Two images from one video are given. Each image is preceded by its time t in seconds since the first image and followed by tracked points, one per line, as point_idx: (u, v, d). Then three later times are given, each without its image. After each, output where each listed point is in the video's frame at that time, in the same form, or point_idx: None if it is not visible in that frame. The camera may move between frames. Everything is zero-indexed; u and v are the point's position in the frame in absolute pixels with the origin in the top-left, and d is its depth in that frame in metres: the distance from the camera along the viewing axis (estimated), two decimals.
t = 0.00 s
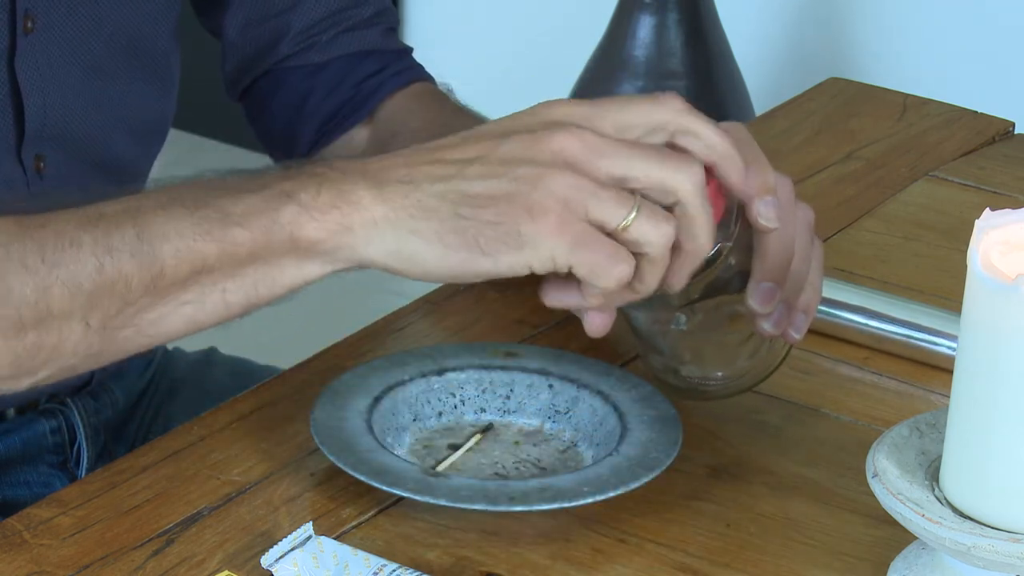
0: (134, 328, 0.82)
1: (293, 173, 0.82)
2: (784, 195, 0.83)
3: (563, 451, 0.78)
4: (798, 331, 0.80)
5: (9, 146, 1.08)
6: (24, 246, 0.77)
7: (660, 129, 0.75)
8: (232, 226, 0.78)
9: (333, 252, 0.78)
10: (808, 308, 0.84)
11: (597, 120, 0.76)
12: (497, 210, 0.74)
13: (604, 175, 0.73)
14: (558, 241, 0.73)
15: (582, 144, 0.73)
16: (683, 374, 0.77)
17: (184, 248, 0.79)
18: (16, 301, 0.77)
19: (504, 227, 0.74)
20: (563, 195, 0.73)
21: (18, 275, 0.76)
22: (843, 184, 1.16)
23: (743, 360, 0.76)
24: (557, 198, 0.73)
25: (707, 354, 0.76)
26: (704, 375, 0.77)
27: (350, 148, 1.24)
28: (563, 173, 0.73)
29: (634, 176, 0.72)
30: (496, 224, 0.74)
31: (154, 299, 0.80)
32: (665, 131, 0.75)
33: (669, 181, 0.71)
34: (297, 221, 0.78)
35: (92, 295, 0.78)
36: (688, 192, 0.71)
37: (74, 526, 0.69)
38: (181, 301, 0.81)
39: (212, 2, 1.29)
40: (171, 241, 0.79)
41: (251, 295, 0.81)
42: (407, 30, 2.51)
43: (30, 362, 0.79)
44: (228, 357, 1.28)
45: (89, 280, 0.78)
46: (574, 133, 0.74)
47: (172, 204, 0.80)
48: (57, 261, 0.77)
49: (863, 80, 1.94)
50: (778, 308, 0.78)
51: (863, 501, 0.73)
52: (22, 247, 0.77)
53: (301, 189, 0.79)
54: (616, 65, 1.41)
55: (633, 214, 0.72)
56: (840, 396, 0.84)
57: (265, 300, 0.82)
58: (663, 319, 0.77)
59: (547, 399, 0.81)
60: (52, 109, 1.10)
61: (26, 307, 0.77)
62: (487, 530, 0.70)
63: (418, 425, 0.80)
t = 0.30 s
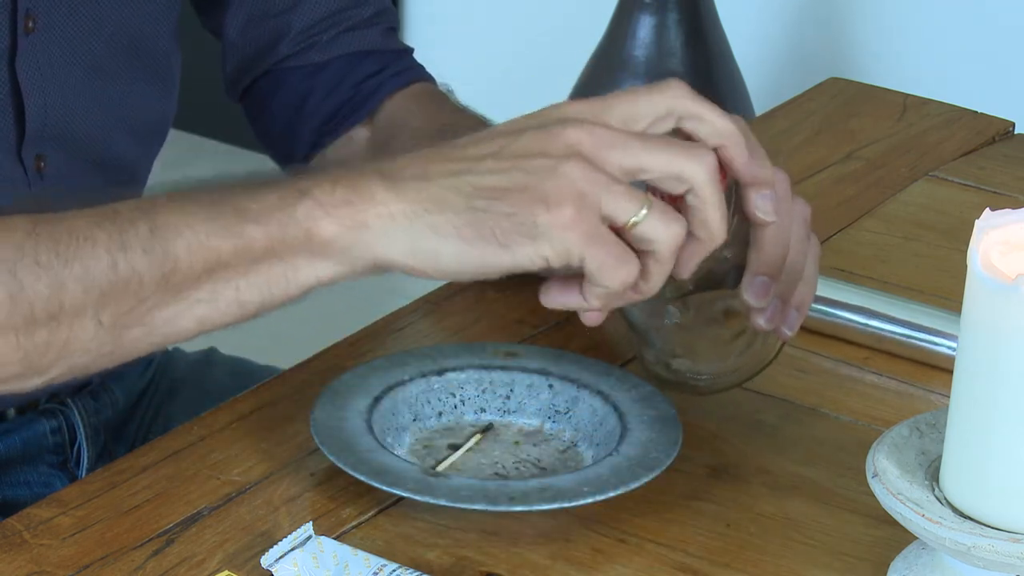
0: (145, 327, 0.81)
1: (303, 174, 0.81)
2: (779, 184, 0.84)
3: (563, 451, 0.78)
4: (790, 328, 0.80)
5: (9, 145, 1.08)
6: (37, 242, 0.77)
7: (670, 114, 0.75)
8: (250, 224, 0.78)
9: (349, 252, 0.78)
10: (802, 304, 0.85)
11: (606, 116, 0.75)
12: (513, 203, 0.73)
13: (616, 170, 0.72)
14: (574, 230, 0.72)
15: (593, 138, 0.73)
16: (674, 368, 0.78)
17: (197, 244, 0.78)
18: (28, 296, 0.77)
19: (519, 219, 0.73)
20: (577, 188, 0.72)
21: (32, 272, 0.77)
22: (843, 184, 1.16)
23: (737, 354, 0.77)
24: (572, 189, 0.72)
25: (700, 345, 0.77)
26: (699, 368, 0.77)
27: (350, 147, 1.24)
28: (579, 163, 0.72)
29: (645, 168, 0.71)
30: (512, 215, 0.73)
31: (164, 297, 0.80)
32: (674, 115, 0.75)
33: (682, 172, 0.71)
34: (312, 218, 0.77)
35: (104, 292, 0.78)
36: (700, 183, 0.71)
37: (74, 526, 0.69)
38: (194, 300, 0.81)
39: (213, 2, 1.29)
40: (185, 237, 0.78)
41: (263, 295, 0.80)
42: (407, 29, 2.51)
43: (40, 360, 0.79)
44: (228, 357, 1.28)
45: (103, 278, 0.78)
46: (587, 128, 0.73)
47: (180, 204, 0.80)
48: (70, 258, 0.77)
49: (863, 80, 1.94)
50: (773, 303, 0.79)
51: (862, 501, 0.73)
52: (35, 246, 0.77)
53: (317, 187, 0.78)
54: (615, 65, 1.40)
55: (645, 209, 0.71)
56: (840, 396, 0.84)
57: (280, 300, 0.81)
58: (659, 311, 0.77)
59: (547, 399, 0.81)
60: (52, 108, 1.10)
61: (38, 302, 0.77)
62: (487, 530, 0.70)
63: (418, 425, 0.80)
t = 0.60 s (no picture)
0: (182, 347, 0.82)
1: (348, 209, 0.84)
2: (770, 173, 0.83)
3: (563, 451, 0.78)
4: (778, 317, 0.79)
5: (10, 144, 1.07)
6: (81, 257, 0.79)
7: (678, 105, 0.78)
8: (291, 252, 0.80)
9: (388, 284, 0.80)
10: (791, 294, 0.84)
11: (617, 104, 0.78)
12: (523, 203, 0.77)
13: (622, 161, 0.75)
14: (577, 223, 0.75)
15: (603, 129, 0.76)
16: (662, 355, 0.77)
17: (241, 269, 0.80)
18: (69, 310, 0.78)
19: (530, 217, 0.76)
20: (585, 176, 0.75)
21: (73, 285, 0.78)
22: (843, 184, 1.16)
23: (725, 341, 0.76)
24: (580, 179, 0.75)
25: (689, 335, 0.75)
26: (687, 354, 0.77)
27: (350, 146, 1.24)
28: (588, 155, 0.75)
29: (649, 165, 0.75)
30: (523, 217, 0.77)
31: (203, 319, 0.81)
32: (682, 107, 0.78)
33: (684, 174, 0.74)
34: (351, 251, 0.80)
35: (145, 310, 0.79)
36: (700, 188, 0.75)
37: (74, 526, 0.69)
38: (230, 324, 0.82)
39: None
40: (228, 261, 0.80)
41: (300, 322, 0.82)
42: (408, 24, 2.51)
43: (73, 375, 0.80)
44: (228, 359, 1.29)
45: (144, 295, 0.79)
46: (597, 120, 0.76)
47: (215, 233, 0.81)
48: (112, 274, 0.79)
49: (863, 80, 1.94)
50: (764, 292, 0.78)
51: (862, 501, 0.73)
52: (79, 260, 0.79)
53: (358, 223, 0.81)
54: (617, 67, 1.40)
55: (646, 206, 0.75)
56: (840, 396, 0.84)
57: (315, 327, 0.82)
58: (649, 295, 0.76)
59: (547, 399, 0.81)
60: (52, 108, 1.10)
61: (77, 315, 0.78)
62: (487, 530, 0.70)
63: (418, 425, 0.80)
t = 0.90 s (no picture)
0: (178, 347, 0.82)
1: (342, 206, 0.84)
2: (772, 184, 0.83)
3: (563, 451, 0.78)
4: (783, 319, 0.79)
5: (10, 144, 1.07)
6: (76, 258, 0.79)
7: (681, 118, 0.77)
8: (287, 250, 0.80)
9: (380, 284, 0.80)
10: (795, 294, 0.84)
11: (621, 114, 0.76)
12: (514, 213, 0.76)
13: (618, 175, 0.74)
14: (568, 235, 0.75)
15: (600, 141, 0.74)
16: (665, 359, 0.78)
17: (235, 268, 0.80)
18: (64, 311, 0.78)
19: (521, 228, 0.76)
20: (577, 190, 0.74)
21: (69, 285, 0.78)
22: (843, 184, 1.16)
23: (726, 346, 0.77)
24: (572, 192, 0.74)
25: (692, 340, 0.77)
26: (690, 359, 0.78)
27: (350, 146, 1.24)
28: (583, 168, 0.74)
29: (645, 180, 0.74)
30: (514, 227, 0.76)
31: (199, 318, 0.81)
32: (684, 120, 0.77)
33: (680, 191, 0.73)
34: (345, 250, 0.80)
35: (140, 310, 0.79)
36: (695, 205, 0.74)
37: (74, 526, 0.69)
38: (224, 324, 0.82)
39: None
40: (223, 261, 0.80)
41: (294, 320, 0.82)
42: (408, 22, 2.52)
43: (70, 374, 0.80)
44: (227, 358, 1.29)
45: (139, 295, 0.79)
46: (596, 130, 0.75)
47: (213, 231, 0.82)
48: (108, 275, 0.79)
49: (863, 79, 1.94)
50: (767, 297, 0.78)
51: (862, 501, 0.73)
52: (74, 260, 0.79)
53: (351, 221, 0.81)
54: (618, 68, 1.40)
55: (640, 222, 0.74)
56: (840, 396, 0.84)
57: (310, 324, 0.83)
58: (652, 301, 0.77)
59: (547, 399, 0.81)
60: (52, 107, 1.10)
61: (73, 316, 0.78)
62: (487, 530, 0.70)
63: (418, 425, 0.80)
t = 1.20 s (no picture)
0: (168, 336, 0.85)
1: (326, 182, 0.85)
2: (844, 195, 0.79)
3: (563, 452, 0.78)
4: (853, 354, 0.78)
5: (10, 145, 1.07)
6: (62, 254, 0.82)
7: (684, 108, 0.77)
8: (266, 233, 0.82)
9: (358, 260, 0.81)
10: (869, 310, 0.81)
11: (616, 101, 0.77)
12: (492, 196, 0.77)
13: (608, 151, 0.75)
14: (548, 219, 0.76)
15: (584, 122, 0.76)
16: (714, 395, 0.78)
17: (217, 254, 0.82)
18: (53, 308, 0.81)
19: (497, 211, 0.77)
20: (558, 173, 0.76)
21: (57, 281, 0.81)
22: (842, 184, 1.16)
23: (778, 381, 0.76)
24: (551, 175, 0.76)
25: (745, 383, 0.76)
26: (742, 388, 0.76)
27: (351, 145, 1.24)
28: (565, 150, 0.76)
29: (637, 150, 0.74)
30: (490, 210, 0.77)
31: (185, 306, 0.84)
32: (684, 112, 0.77)
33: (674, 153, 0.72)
34: (323, 228, 0.81)
35: (127, 301, 0.83)
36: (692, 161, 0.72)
37: (74, 526, 0.69)
38: (211, 311, 0.85)
39: None
40: (205, 246, 0.82)
41: (280, 302, 0.84)
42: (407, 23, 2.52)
43: (64, 369, 0.84)
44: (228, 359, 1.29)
45: (125, 286, 0.82)
46: (579, 112, 0.76)
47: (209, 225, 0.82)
48: (93, 269, 0.82)
49: (863, 80, 1.94)
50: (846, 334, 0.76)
51: (863, 501, 0.73)
52: (61, 256, 0.82)
53: (330, 198, 0.82)
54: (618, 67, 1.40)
55: (629, 192, 0.74)
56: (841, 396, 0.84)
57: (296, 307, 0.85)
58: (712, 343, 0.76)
59: (547, 399, 0.81)
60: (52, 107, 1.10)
61: (61, 312, 0.81)
62: (487, 531, 0.70)
63: (418, 425, 0.80)
